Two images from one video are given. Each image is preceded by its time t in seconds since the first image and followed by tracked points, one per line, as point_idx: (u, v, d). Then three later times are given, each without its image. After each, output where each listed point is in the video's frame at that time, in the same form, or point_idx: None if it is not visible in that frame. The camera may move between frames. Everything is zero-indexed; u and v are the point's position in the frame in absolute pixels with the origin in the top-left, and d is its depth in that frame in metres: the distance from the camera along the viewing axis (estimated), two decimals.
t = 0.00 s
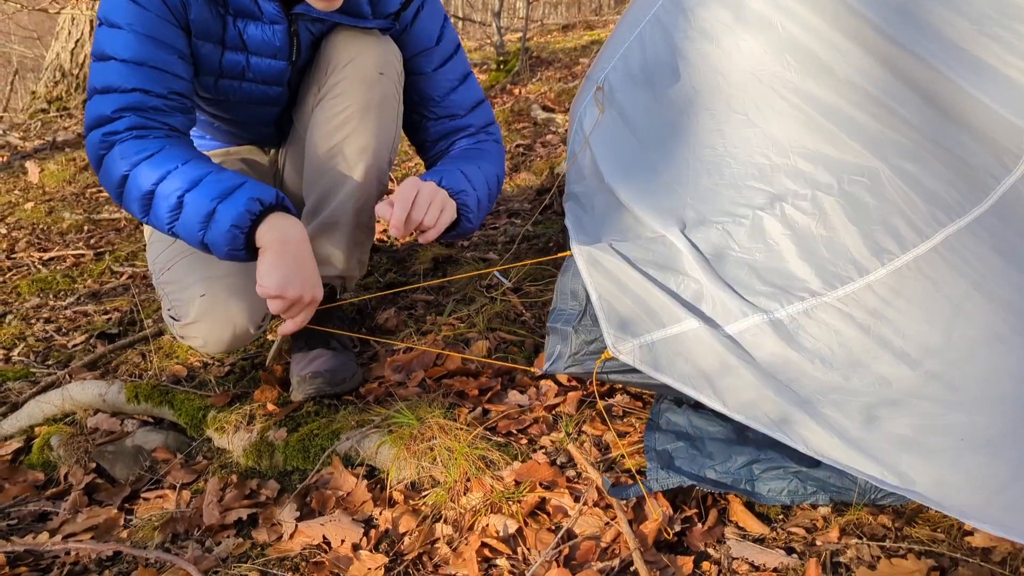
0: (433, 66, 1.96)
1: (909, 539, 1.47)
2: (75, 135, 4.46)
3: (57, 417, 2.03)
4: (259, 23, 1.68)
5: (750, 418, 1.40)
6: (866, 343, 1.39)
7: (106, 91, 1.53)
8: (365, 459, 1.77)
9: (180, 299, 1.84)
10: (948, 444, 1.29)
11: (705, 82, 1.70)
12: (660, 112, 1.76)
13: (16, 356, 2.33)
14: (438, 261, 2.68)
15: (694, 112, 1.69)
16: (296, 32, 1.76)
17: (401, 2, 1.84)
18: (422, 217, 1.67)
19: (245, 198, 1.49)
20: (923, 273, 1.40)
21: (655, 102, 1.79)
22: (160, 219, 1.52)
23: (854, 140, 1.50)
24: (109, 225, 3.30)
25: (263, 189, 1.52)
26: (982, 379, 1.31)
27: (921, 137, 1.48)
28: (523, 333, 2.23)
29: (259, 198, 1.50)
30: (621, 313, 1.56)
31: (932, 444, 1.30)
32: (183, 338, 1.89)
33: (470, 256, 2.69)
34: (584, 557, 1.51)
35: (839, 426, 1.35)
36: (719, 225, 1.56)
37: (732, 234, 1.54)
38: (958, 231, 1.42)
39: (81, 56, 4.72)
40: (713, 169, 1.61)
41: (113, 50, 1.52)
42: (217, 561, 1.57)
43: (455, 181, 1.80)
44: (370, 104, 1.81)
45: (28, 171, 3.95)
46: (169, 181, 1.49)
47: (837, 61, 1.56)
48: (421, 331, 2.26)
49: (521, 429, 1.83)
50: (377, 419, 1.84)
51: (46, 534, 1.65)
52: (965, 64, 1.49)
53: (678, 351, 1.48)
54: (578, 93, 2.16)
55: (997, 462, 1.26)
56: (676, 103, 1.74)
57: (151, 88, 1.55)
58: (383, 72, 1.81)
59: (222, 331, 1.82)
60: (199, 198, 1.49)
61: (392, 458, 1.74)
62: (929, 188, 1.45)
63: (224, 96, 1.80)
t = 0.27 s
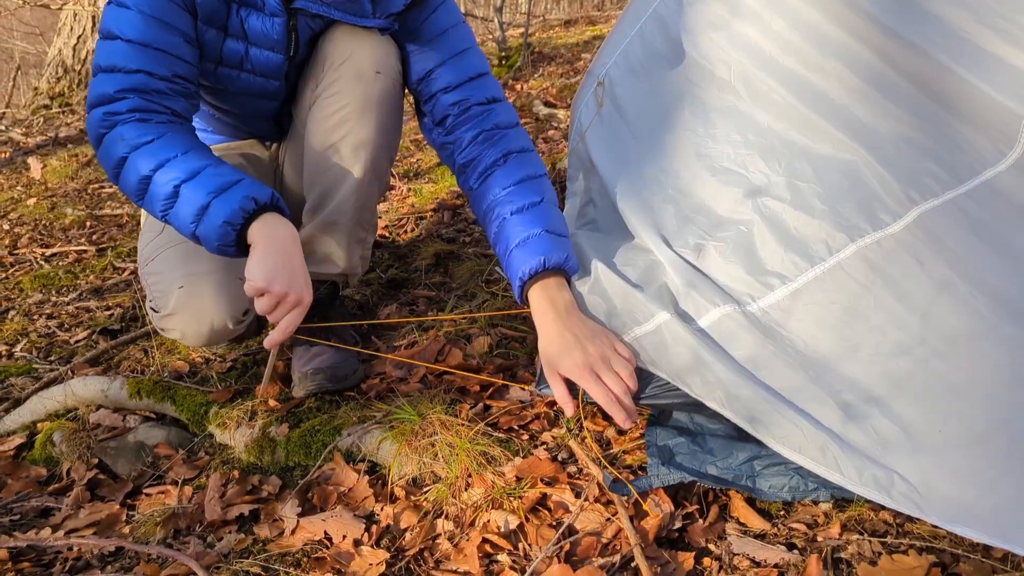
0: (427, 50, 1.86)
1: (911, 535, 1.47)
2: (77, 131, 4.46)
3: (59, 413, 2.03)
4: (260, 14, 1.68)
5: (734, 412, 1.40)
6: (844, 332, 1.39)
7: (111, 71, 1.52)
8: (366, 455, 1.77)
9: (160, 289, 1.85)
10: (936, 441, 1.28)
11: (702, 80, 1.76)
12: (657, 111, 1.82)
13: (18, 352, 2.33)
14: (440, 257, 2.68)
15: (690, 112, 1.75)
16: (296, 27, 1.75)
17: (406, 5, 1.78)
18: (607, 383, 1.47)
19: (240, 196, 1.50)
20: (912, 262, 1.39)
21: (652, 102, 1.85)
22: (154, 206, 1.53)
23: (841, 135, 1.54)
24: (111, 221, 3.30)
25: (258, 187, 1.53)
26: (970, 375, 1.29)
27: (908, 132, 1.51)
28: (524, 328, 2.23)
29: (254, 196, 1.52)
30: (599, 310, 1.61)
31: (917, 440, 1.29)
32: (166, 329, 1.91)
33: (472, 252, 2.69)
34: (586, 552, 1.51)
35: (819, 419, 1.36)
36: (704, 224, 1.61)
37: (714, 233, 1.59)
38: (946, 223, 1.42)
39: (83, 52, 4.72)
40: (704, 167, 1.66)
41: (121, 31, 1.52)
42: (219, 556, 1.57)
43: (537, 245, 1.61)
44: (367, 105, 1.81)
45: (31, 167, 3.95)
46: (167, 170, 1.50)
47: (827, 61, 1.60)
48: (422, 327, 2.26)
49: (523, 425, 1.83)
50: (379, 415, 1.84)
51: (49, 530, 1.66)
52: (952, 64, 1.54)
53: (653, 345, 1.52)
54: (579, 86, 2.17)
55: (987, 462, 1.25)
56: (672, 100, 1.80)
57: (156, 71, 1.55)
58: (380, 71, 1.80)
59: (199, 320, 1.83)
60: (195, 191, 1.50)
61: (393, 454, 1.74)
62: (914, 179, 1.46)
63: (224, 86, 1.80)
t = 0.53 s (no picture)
0: (428, 51, 1.86)
1: (914, 531, 1.47)
2: (79, 128, 4.46)
3: (61, 409, 2.03)
4: (255, 10, 1.68)
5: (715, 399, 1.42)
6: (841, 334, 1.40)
7: (104, 75, 1.55)
8: (369, 452, 1.78)
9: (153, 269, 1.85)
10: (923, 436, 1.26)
11: (698, 78, 1.77)
12: (655, 109, 1.84)
13: (21, 348, 2.33)
14: (443, 253, 2.68)
15: (687, 112, 1.76)
16: (290, 22, 1.75)
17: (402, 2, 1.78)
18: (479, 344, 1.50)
19: (210, 213, 1.52)
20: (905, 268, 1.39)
21: (651, 100, 1.86)
22: (137, 211, 1.56)
23: (835, 134, 1.54)
24: (113, 217, 3.30)
25: (232, 203, 1.54)
26: (964, 372, 1.28)
27: (901, 128, 1.50)
28: (527, 325, 2.23)
29: (224, 213, 1.53)
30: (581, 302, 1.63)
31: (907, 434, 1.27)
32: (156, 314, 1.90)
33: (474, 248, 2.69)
34: (588, 549, 1.51)
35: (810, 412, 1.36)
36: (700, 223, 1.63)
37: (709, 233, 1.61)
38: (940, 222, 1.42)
39: (85, 49, 4.72)
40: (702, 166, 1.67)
41: (113, 36, 1.54)
42: (221, 552, 1.57)
43: (493, 222, 1.63)
44: (365, 101, 1.80)
45: (33, 164, 3.95)
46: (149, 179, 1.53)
47: (821, 59, 1.60)
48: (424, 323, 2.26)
49: (525, 422, 1.83)
50: (381, 412, 1.84)
51: (52, 526, 1.66)
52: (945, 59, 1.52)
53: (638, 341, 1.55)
54: (585, 82, 2.19)
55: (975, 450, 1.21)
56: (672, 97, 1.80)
57: (147, 76, 1.57)
58: (377, 68, 1.81)
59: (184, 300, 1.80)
60: (170, 203, 1.53)
61: (395, 450, 1.74)
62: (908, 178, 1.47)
63: (221, 82, 1.80)
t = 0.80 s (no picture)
0: (414, 41, 1.85)
1: (914, 529, 1.47)
2: (80, 126, 4.46)
3: (62, 406, 2.02)
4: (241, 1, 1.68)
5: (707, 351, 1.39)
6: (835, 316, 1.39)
7: (100, 76, 1.62)
8: (369, 449, 1.78)
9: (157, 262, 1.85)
10: (919, 415, 1.26)
11: (700, 68, 1.77)
12: (655, 102, 1.84)
13: (23, 345, 2.33)
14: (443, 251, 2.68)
15: (686, 102, 1.76)
16: (275, 13, 1.74)
17: None
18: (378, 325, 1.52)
19: (185, 210, 1.54)
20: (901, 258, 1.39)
21: (651, 94, 1.87)
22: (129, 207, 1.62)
23: (834, 124, 1.55)
24: (114, 214, 3.30)
25: (210, 200, 1.56)
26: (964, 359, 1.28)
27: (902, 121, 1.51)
28: (527, 323, 2.23)
29: (199, 210, 1.54)
30: (565, 262, 1.60)
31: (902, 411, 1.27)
32: (159, 307, 1.92)
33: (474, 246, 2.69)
34: (589, 546, 1.51)
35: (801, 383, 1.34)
36: (691, 202, 1.61)
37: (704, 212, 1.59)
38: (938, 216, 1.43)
39: (86, 47, 4.72)
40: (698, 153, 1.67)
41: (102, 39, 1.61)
42: (223, 549, 1.57)
43: (438, 206, 1.63)
44: (356, 92, 1.79)
45: (34, 161, 3.95)
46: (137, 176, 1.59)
47: (823, 52, 1.61)
48: (425, 321, 2.26)
49: (525, 419, 1.83)
50: (381, 409, 1.84)
51: (53, 523, 1.66)
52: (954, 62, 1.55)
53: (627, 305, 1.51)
54: (583, 80, 2.19)
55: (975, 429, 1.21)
56: (674, 91, 1.81)
57: (137, 76, 1.63)
58: (367, 59, 1.80)
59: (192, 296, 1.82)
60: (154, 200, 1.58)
61: (395, 447, 1.74)
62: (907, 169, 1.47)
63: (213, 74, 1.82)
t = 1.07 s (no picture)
0: (400, 34, 1.85)
1: (915, 527, 1.46)
2: (80, 124, 4.45)
3: (63, 404, 2.03)
4: None
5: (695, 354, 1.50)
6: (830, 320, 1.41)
7: (97, 74, 1.63)
8: (369, 447, 1.78)
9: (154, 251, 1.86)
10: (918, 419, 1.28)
11: (695, 66, 1.76)
12: (652, 101, 1.84)
13: (23, 344, 2.33)
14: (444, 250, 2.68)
15: (681, 102, 1.76)
16: (264, 7, 1.73)
17: None
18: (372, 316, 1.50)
19: (186, 199, 1.55)
20: (894, 259, 1.39)
21: (648, 92, 1.86)
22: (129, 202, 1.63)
23: (824, 124, 1.54)
24: (114, 213, 3.30)
25: (210, 190, 1.57)
26: (961, 357, 1.28)
27: (893, 119, 1.49)
28: (527, 321, 2.23)
29: (200, 199, 1.55)
30: (564, 265, 1.71)
31: (901, 413, 1.30)
32: (156, 296, 1.92)
33: (475, 244, 2.68)
34: (589, 544, 1.51)
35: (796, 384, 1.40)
36: (685, 208, 1.63)
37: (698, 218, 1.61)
38: (932, 215, 1.41)
39: (85, 45, 4.71)
40: (691, 156, 1.68)
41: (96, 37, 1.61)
42: (223, 547, 1.57)
43: (429, 198, 1.63)
44: (343, 87, 1.79)
45: (34, 159, 3.95)
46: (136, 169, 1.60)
47: (814, 51, 1.60)
48: (425, 319, 2.26)
49: (526, 417, 1.83)
50: (382, 407, 1.84)
51: (53, 521, 1.66)
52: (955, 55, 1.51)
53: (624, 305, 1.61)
54: (586, 76, 2.19)
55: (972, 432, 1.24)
56: (669, 90, 1.80)
57: (133, 73, 1.64)
58: (356, 52, 1.80)
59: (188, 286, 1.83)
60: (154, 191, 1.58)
61: (395, 445, 1.74)
62: (898, 169, 1.46)
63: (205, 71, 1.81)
